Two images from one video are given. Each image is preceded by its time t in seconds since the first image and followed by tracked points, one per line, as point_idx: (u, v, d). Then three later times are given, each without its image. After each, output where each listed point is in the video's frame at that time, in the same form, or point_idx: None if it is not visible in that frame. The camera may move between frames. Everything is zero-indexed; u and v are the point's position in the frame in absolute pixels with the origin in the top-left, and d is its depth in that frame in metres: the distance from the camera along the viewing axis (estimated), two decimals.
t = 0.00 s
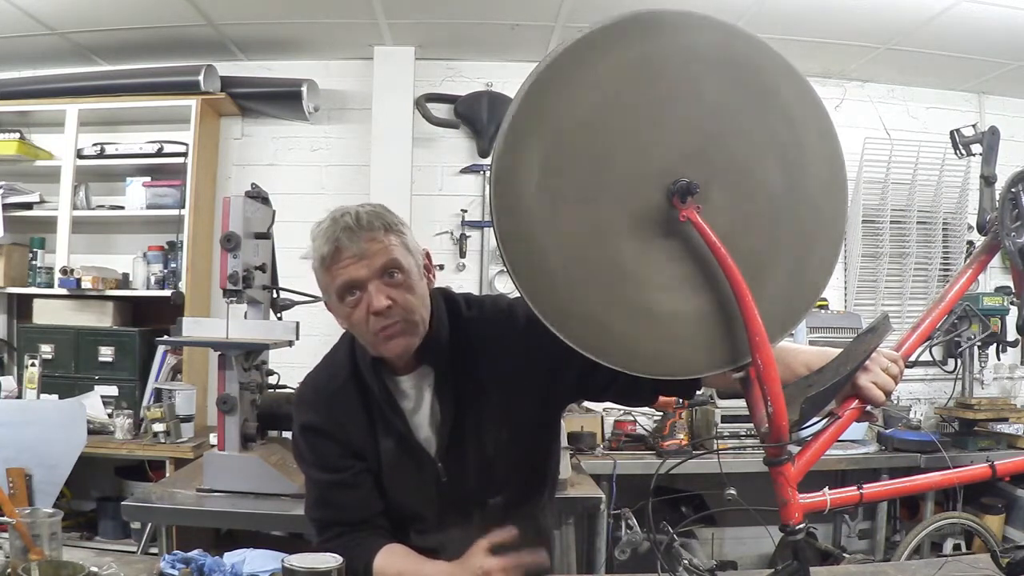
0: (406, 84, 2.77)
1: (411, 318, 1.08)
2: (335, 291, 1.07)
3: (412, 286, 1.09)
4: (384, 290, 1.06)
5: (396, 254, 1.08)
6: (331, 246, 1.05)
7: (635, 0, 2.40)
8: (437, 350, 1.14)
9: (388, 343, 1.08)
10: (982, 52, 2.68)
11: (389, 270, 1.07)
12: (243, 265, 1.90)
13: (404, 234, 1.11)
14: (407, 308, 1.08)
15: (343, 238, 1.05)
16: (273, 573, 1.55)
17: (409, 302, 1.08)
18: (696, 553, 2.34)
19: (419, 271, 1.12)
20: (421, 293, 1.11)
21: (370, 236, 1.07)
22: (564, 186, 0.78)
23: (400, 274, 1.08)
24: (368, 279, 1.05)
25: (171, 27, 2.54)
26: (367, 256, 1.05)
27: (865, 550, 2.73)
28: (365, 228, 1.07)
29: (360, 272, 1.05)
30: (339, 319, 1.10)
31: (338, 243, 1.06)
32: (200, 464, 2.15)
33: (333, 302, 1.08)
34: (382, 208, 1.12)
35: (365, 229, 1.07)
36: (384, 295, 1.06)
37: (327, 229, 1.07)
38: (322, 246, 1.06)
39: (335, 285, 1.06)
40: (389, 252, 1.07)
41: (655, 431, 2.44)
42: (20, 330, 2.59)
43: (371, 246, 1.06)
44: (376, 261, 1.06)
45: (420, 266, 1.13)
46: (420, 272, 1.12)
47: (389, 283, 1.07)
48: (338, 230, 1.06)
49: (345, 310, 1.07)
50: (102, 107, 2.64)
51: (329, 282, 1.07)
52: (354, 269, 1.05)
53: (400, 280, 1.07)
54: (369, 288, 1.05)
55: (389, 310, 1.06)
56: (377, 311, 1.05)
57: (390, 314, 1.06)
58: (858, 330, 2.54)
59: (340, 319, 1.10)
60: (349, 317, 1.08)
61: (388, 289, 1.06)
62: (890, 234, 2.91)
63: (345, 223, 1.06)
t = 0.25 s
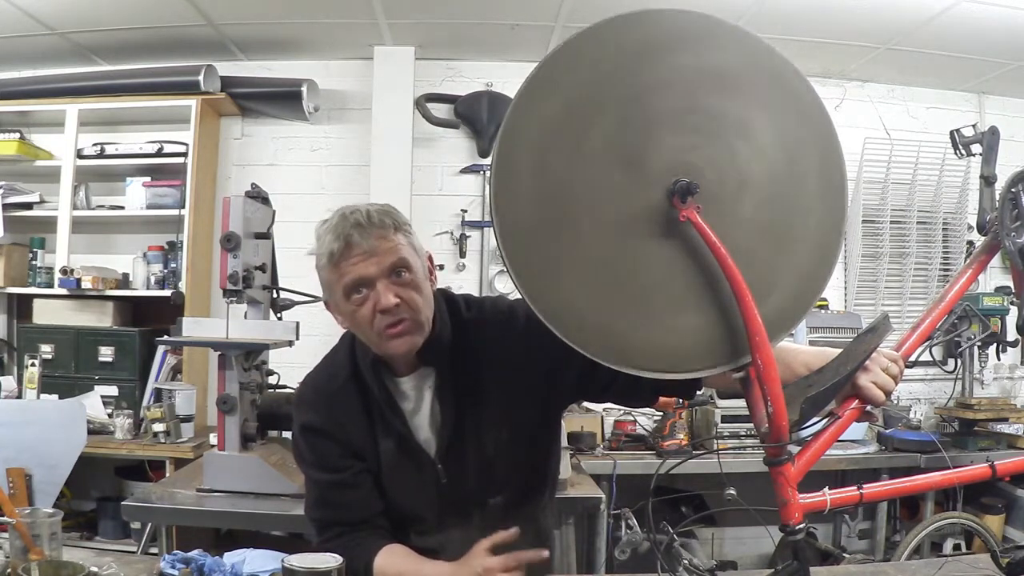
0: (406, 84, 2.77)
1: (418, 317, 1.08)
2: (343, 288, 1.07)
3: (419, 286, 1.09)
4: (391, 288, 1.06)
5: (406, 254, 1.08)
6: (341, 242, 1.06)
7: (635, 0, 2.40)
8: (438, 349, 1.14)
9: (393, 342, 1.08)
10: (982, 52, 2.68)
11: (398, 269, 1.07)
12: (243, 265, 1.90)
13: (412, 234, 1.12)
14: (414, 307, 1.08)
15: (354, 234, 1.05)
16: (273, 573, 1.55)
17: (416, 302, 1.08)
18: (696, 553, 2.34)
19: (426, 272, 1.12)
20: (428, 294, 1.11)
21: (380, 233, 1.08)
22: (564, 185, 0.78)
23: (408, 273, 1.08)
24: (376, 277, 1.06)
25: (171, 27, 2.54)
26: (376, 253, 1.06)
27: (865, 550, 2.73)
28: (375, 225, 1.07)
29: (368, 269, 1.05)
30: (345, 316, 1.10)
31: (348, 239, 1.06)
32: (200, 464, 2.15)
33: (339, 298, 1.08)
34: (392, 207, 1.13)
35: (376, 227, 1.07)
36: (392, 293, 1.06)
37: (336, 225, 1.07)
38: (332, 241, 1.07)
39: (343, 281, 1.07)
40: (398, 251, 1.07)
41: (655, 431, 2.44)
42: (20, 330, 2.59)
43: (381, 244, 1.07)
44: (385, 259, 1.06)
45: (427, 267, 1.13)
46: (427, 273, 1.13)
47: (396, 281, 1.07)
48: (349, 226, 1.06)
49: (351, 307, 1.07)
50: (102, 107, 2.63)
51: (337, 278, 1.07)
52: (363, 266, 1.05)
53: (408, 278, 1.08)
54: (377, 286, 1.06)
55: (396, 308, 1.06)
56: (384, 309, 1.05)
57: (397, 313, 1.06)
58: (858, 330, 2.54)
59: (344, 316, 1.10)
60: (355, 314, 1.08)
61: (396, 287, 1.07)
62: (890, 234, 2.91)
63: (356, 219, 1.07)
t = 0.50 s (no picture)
0: (406, 84, 2.77)
1: (415, 312, 1.08)
2: (341, 282, 1.08)
3: (417, 280, 1.09)
4: (389, 281, 1.06)
5: (403, 248, 1.08)
6: (339, 236, 1.06)
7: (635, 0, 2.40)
8: (437, 348, 1.14)
9: (391, 335, 1.07)
10: (982, 52, 2.68)
11: (395, 263, 1.07)
12: (243, 265, 1.90)
13: (411, 230, 1.12)
14: (412, 300, 1.08)
15: (352, 228, 1.06)
16: (273, 573, 1.55)
17: (415, 295, 1.08)
18: (696, 553, 2.34)
19: (424, 268, 1.12)
20: (426, 290, 1.11)
21: (378, 228, 1.08)
22: (565, 185, 0.78)
23: (406, 268, 1.08)
24: (373, 270, 1.06)
25: (171, 27, 2.54)
26: (374, 247, 1.06)
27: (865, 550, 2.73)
28: (373, 220, 1.08)
29: (366, 263, 1.06)
30: (344, 312, 1.10)
31: (346, 233, 1.07)
32: (200, 464, 2.15)
33: (337, 292, 1.09)
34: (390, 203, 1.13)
35: (374, 221, 1.08)
36: (389, 287, 1.06)
37: (334, 220, 1.08)
38: (330, 236, 1.07)
39: (341, 274, 1.07)
40: (396, 245, 1.08)
41: (655, 431, 2.44)
42: (20, 331, 2.59)
43: (379, 238, 1.07)
44: (382, 253, 1.06)
45: (426, 263, 1.13)
46: (425, 270, 1.13)
47: (394, 275, 1.07)
48: (347, 221, 1.07)
49: (349, 302, 1.08)
50: (101, 107, 2.63)
51: (335, 272, 1.07)
52: (361, 259, 1.06)
53: (405, 273, 1.08)
54: (375, 279, 1.06)
55: (394, 301, 1.06)
56: (381, 302, 1.05)
57: (395, 305, 1.06)
58: (858, 330, 2.54)
59: (343, 311, 1.10)
60: (353, 308, 1.08)
61: (393, 281, 1.07)
62: (889, 234, 2.91)
63: (355, 214, 1.08)
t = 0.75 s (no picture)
0: (406, 84, 2.77)
1: (415, 312, 1.08)
2: (340, 282, 1.07)
3: (417, 279, 1.09)
4: (388, 281, 1.07)
5: (403, 248, 1.08)
6: (339, 235, 1.06)
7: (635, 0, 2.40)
8: (438, 348, 1.14)
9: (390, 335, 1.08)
10: (982, 52, 2.68)
11: (395, 263, 1.07)
12: (243, 265, 1.90)
13: (411, 230, 1.12)
14: (412, 301, 1.08)
15: (352, 227, 1.06)
16: (273, 573, 1.55)
17: (414, 295, 1.09)
18: (696, 553, 2.34)
19: (425, 268, 1.12)
20: (426, 290, 1.11)
21: (378, 227, 1.08)
22: (565, 185, 0.78)
23: (405, 268, 1.08)
24: (373, 270, 1.06)
25: (171, 27, 2.54)
26: (374, 246, 1.06)
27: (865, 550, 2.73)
28: (374, 219, 1.08)
29: (365, 262, 1.06)
30: (343, 312, 1.10)
31: (346, 232, 1.07)
32: (200, 464, 2.15)
33: (337, 291, 1.09)
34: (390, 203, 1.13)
35: (374, 220, 1.08)
36: (389, 287, 1.06)
37: (335, 220, 1.08)
38: (330, 235, 1.07)
39: (340, 274, 1.07)
40: (396, 245, 1.08)
41: (655, 431, 2.44)
42: (20, 331, 2.59)
43: (379, 237, 1.07)
44: (382, 253, 1.06)
45: (426, 263, 1.13)
46: (426, 270, 1.13)
47: (394, 275, 1.07)
48: (347, 220, 1.07)
49: (349, 301, 1.08)
50: (102, 107, 2.63)
51: (335, 271, 1.07)
52: (360, 259, 1.06)
53: (405, 273, 1.08)
54: (375, 279, 1.06)
55: (393, 301, 1.06)
56: (381, 302, 1.05)
57: (394, 305, 1.07)
58: (858, 330, 2.54)
59: (342, 311, 1.10)
60: (352, 308, 1.08)
61: (393, 281, 1.07)
62: (890, 234, 2.91)
63: (355, 214, 1.08)
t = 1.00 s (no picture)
0: (406, 84, 2.77)
1: (408, 316, 1.08)
2: (333, 287, 1.08)
3: (410, 284, 1.09)
4: (380, 286, 1.07)
5: (395, 252, 1.08)
6: (330, 241, 1.06)
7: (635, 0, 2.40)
8: (437, 348, 1.14)
9: (383, 340, 1.08)
10: (982, 52, 2.68)
11: (387, 268, 1.07)
12: (243, 265, 1.90)
13: (404, 233, 1.12)
14: (404, 305, 1.08)
15: (342, 233, 1.06)
16: (273, 574, 1.55)
17: (407, 300, 1.08)
18: (696, 553, 2.34)
19: (418, 271, 1.12)
20: (420, 293, 1.11)
21: (370, 232, 1.08)
22: (564, 185, 0.78)
23: (398, 272, 1.08)
24: (365, 275, 1.06)
25: (171, 27, 2.54)
26: (366, 252, 1.06)
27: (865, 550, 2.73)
28: (365, 224, 1.08)
29: (356, 268, 1.06)
30: (337, 316, 1.10)
31: (337, 238, 1.07)
32: (200, 464, 2.15)
33: (330, 296, 1.09)
34: (383, 206, 1.13)
35: (365, 225, 1.08)
36: (381, 292, 1.06)
37: (327, 224, 1.08)
38: (322, 241, 1.08)
39: (333, 280, 1.07)
40: (388, 249, 1.08)
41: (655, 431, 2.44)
42: (20, 331, 2.59)
43: (370, 242, 1.07)
44: (373, 258, 1.06)
45: (420, 266, 1.13)
46: (420, 272, 1.13)
47: (386, 280, 1.07)
48: (338, 226, 1.07)
49: (341, 307, 1.08)
50: (102, 107, 2.63)
51: (328, 277, 1.08)
52: (351, 264, 1.06)
53: (398, 277, 1.08)
54: (367, 284, 1.06)
55: (385, 306, 1.06)
56: (372, 307, 1.05)
57: (386, 310, 1.07)
58: (858, 330, 2.54)
59: (336, 315, 1.11)
60: (345, 313, 1.08)
61: (385, 286, 1.07)
62: (890, 234, 2.91)
63: (346, 219, 1.07)
